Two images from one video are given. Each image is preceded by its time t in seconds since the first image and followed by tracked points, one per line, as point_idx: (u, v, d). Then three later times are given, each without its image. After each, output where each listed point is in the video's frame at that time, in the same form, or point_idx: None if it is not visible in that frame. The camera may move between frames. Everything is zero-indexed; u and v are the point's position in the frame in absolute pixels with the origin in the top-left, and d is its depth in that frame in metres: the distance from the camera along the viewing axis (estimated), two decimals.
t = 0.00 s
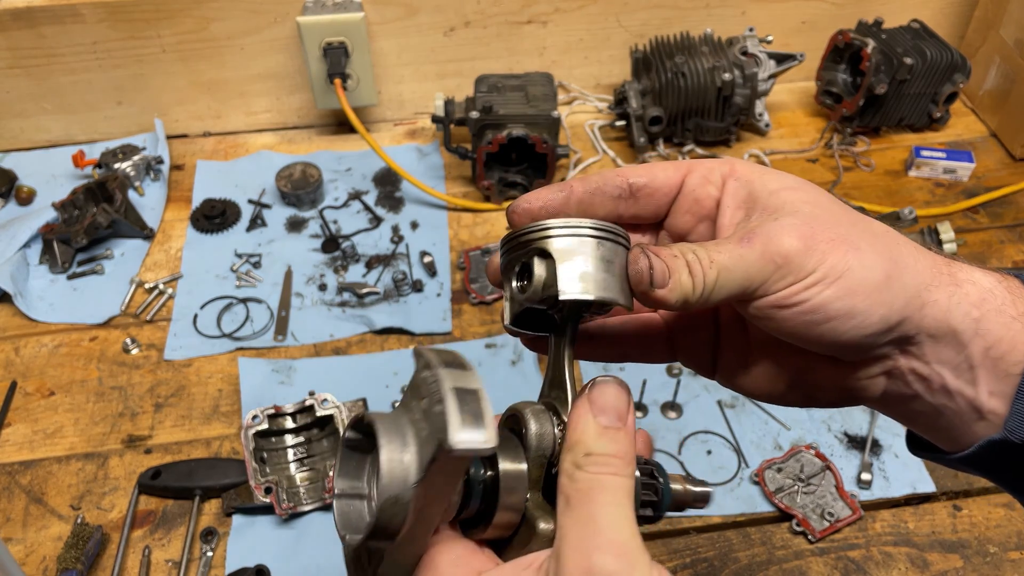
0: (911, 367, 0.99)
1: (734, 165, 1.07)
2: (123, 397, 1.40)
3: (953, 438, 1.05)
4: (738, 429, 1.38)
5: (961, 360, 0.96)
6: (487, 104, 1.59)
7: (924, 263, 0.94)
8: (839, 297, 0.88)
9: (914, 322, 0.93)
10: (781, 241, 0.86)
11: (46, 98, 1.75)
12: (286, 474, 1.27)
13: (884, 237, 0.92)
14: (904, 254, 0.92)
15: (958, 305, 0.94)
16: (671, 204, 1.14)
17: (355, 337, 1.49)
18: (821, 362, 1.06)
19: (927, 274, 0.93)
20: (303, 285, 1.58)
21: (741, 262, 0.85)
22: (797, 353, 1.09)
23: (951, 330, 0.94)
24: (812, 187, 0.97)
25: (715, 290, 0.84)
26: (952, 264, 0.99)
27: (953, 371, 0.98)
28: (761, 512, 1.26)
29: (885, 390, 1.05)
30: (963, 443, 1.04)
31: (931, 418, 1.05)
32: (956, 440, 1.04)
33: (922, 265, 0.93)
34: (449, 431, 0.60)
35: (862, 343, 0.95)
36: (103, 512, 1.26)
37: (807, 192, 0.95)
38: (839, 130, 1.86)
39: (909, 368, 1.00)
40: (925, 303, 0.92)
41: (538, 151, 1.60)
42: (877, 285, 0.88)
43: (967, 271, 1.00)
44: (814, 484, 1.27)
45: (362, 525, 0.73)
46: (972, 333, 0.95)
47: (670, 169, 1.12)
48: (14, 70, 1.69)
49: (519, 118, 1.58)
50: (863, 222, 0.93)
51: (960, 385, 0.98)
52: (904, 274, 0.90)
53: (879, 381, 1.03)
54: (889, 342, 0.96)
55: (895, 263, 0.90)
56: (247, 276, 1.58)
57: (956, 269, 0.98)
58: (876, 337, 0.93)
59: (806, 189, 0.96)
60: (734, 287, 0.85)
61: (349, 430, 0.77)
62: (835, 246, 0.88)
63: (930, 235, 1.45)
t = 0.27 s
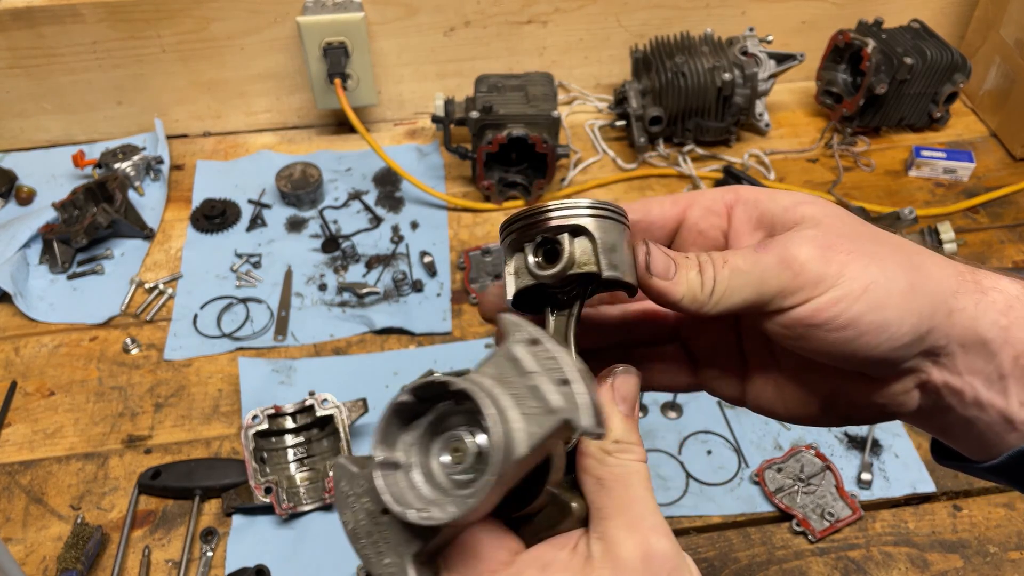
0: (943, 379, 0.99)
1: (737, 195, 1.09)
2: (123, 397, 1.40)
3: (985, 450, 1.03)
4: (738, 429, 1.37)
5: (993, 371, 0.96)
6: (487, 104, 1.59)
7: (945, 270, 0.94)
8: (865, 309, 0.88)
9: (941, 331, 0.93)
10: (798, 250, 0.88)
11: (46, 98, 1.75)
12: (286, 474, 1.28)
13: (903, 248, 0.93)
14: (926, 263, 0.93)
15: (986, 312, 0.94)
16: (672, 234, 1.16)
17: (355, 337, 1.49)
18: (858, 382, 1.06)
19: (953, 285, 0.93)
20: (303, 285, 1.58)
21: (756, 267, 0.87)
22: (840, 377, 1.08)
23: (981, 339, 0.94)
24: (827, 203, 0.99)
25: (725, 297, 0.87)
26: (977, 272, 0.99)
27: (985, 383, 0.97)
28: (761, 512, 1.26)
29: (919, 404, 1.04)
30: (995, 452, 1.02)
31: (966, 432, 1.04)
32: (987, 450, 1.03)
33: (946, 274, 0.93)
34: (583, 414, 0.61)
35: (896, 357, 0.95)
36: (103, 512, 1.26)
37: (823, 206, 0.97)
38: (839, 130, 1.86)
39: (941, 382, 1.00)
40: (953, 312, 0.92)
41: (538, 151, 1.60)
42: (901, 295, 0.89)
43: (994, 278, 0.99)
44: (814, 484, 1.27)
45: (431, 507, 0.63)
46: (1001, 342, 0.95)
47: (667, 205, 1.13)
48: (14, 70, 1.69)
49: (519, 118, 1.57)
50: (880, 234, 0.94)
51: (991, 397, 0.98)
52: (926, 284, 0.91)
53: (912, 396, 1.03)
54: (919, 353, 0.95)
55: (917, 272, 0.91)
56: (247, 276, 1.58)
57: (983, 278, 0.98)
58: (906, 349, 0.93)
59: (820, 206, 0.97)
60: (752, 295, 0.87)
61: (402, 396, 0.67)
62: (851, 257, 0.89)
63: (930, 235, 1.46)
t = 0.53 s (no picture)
0: (974, 387, 0.97)
1: (759, 194, 1.06)
2: (123, 397, 1.40)
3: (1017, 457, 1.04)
4: (739, 429, 1.37)
5: None
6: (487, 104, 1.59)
7: (981, 272, 0.93)
8: (910, 298, 0.85)
9: (977, 331, 0.91)
10: (841, 234, 0.85)
11: (46, 98, 1.75)
12: (286, 474, 1.28)
13: (939, 245, 0.92)
14: (962, 261, 0.91)
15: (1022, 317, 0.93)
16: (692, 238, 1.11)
17: (355, 336, 1.49)
18: (880, 393, 1.00)
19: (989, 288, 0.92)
20: (303, 285, 1.58)
21: (798, 238, 0.83)
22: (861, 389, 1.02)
23: (1016, 345, 0.94)
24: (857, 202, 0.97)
25: (762, 257, 0.82)
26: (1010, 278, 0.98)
27: (1016, 391, 0.98)
28: (761, 513, 1.26)
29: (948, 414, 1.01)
30: None
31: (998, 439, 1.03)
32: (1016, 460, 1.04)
33: (981, 275, 0.92)
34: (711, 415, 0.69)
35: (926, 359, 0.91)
36: (103, 512, 1.26)
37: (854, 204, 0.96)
38: (839, 130, 1.86)
39: (974, 391, 0.98)
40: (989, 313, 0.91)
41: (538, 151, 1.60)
42: (943, 287, 0.86)
43: None
44: (814, 485, 1.27)
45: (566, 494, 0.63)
46: None
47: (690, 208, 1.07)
48: (14, 70, 1.69)
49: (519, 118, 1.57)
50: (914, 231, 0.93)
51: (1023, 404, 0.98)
52: (965, 280, 0.89)
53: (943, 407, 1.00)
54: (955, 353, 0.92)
55: (957, 268, 0.89)
56: (247, 276, 1.58)
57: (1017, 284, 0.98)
58: (945, 346, 0.90)
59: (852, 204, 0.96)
60: (790, 263, 0.82)
61: (537, 374, 0.64)
62: (895, 245, 0.86)
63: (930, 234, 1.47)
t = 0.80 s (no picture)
0: (974, 397, 0.96)
1: (756, 208, 1.11)
2: (122, 398, 1.40)
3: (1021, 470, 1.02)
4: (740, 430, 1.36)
5: None
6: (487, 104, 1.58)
7: (973, 284, 0.93)
8: (889, 313, 0.86)
9: (968, 343, 0.91)
10: (816, 255, 0.86)
11: (45, 98, 1.75)
12: (286, 474, 1.28)
13: (925, 257, 0.92)
14: (949, 272, 0.92)
15: (1017, 327, 0.92)
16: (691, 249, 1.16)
17: (355, 337, 1.49)
18: (876, 402, 1.02)
19: (979, 297, 0.92)
20: (303, 285, 1.57)
21: (774, 272, 0.84)
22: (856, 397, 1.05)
23: (1015, 354, 0.92)
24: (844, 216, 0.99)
25: (743, 301, 0.84)
26: (1005, 290, 0.98)
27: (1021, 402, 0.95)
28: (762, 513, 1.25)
29: (948, 428, 1.01)
30: None
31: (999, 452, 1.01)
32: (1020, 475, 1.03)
33: (971, 287, 0.92)
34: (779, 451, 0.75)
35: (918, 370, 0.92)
36: (102, 512, 1.26)
37: (842, 219, 0.98)
38: (839, 130, 1.86)
39: (973, 400, 0.97)
40: (981, 324, 0.91)
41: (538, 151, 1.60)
42: (925, 302, 0.87)
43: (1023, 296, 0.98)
44: (815, 485, 1.27)
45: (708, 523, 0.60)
46: None
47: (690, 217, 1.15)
48: (14, 70, 1.68)
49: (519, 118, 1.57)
50: (899, 243, 0.94)
51: None
52: (951, 292, 0.89)
53: (941, 418, 1.00)
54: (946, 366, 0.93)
55: (941, 281, 0.90)
56: (247, 276, 1.58)
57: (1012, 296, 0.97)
58: (933, 359, 0.91)
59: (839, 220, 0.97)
60: (768, 300, 0.85)
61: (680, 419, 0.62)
62: (874, 261, 0.87)
63: (931, 234, 1.46)
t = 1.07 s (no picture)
0: (988, 421, 0.96)
1: (755, 230, 1.14)
2: (122, 398, 1.40)
3: None
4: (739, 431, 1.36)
5: None
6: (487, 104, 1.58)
7: (979, 300, 0.96)
8: (909, 309, 0.87)
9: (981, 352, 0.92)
10: (831, 249, 0.89)
11: (45, 98, 1.75)
12: (286, 474, 1.28)
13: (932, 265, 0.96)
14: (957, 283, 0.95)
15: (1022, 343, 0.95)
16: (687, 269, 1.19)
17: (355, 337, 1.49)
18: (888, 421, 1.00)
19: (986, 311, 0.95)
20: (303, 285, 1.57)
21: (788, 269, 0.87)
22: (864, 415, 1.03)
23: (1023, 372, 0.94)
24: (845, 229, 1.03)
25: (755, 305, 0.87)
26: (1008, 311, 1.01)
27: None
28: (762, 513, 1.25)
29: (962, 455, 0.99)
30: None
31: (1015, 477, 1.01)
32: None
33: (979, 301, 0.95)
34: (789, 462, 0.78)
35: (937, 378, 0.92)
36: (102, 512, 1.26)
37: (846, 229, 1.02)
38: (839, 130, 1.86)
39: (987, 424, 0.96)
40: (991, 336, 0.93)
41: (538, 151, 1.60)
42: (942, 300, 0.89)
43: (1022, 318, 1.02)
44: (814, 485, 1.27)
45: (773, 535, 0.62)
46: None
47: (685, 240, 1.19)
48: (14, 70, 1.68)
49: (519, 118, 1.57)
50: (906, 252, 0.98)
51: None
52: (963, 299, 0.92)
53: (956, 442, 0.98)
54: (962, 377, 0.93)
55: (953, 287, 0.92)
56: (246, 276, 1.58)
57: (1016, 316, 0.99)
58: (953, 365, 0.91)
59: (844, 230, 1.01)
60: (787, 294, 0.87)
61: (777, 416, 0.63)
62: (889, 259, 0.90)
63: (930, 235, 1.46)
